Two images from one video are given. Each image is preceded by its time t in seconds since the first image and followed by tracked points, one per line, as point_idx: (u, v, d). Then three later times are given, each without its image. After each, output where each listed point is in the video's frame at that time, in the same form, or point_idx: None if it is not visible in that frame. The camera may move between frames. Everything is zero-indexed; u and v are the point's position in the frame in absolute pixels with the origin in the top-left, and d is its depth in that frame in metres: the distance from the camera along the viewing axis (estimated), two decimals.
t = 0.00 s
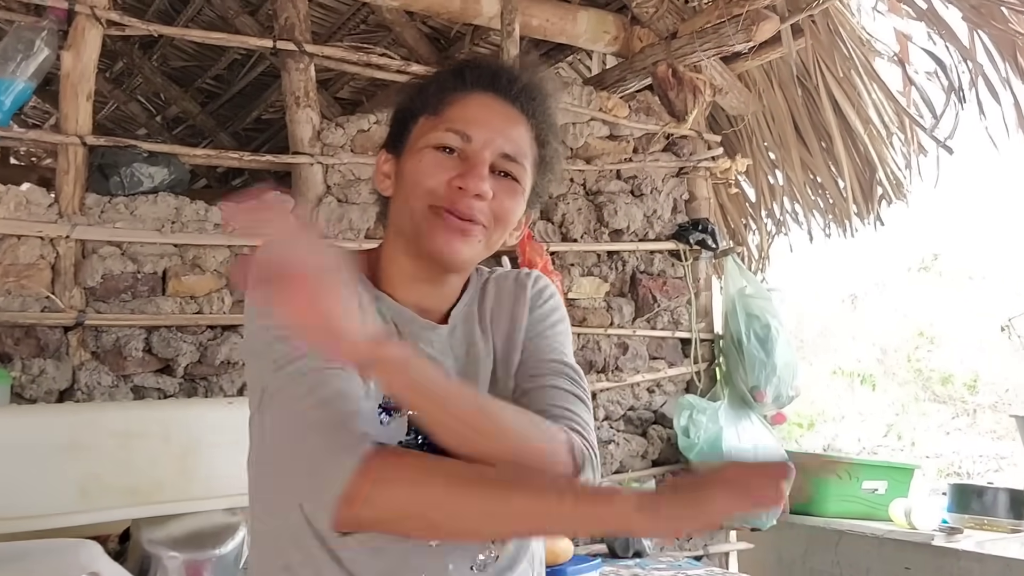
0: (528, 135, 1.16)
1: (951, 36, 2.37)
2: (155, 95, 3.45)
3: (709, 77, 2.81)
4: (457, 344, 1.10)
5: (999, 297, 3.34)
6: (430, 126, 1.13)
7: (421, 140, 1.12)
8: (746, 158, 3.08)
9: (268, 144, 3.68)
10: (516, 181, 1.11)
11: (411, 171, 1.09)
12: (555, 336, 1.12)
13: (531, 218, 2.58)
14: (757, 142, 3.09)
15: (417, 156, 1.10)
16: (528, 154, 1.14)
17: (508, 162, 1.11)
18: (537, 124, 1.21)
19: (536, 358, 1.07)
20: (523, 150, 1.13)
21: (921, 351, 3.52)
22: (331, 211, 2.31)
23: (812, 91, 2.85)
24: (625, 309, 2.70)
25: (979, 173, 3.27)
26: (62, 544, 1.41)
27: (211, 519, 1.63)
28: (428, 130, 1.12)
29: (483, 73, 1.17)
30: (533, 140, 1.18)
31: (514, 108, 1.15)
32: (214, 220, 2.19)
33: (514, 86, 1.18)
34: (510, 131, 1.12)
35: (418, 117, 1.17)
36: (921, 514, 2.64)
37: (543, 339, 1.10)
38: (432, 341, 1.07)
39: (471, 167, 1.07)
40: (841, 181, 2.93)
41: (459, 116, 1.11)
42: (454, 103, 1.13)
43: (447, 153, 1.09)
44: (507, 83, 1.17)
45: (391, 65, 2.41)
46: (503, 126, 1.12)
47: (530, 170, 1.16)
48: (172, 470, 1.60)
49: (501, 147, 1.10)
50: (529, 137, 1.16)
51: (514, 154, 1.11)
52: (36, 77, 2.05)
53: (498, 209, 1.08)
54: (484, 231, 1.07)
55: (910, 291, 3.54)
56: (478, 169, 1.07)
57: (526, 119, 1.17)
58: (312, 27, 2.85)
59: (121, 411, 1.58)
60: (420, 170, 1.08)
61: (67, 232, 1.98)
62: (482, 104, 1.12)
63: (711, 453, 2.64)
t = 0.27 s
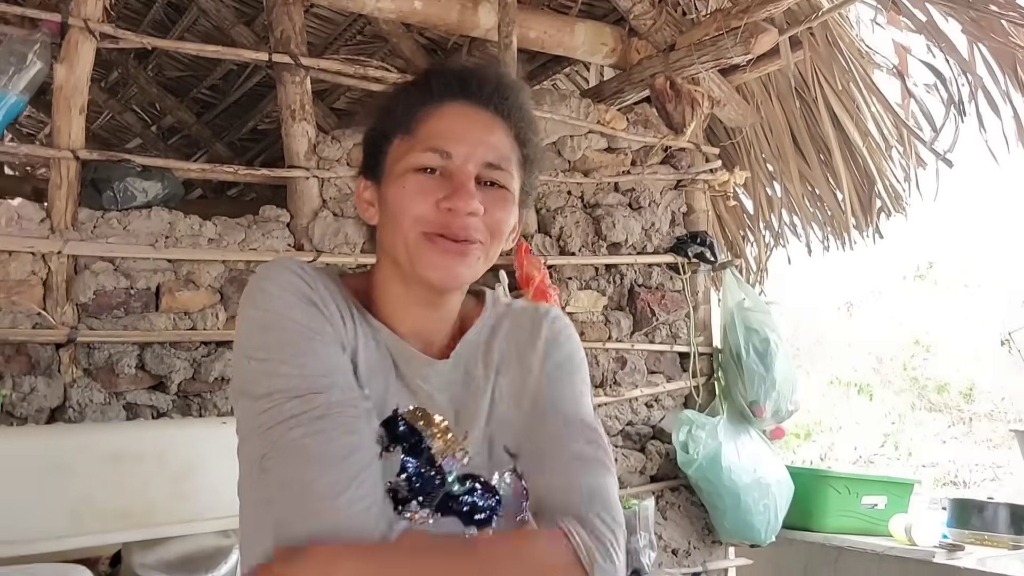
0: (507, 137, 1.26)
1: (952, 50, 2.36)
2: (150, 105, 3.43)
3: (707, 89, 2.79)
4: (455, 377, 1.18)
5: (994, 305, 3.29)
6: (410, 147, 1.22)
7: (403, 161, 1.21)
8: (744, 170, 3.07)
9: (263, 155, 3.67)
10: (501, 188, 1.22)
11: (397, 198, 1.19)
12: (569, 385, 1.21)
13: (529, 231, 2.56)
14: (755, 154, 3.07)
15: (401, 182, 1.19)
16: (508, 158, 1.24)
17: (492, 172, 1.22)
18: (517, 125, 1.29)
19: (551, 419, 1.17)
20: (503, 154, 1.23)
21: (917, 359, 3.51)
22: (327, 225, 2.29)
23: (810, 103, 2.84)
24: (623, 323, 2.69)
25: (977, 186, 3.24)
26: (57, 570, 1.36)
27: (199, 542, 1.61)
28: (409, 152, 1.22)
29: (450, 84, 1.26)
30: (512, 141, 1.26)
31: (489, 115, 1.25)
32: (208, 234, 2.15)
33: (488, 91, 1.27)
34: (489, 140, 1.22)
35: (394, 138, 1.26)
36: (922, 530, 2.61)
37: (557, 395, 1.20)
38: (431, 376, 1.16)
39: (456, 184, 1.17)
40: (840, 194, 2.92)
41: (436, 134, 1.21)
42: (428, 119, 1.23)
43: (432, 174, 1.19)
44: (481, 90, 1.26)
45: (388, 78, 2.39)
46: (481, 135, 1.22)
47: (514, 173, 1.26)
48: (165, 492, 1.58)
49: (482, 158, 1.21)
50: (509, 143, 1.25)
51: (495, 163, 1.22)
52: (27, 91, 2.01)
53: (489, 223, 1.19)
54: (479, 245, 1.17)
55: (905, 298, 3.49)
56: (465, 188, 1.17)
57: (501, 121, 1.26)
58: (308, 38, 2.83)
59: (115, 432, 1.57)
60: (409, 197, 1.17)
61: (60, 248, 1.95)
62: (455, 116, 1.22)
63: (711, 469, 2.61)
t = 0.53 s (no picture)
0: (476, 128, 1.29)
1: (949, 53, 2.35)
2: (144, 110, 3.40)
3: (704, 93, 2.78)
4: (471, 396, 1.25)
5: (990, 306, 3.26)
6: (378, 165, 1.26)
7: (376, 180, 1.25)
8: (742, 174, 3.05)
9: (258, 160, 3.65)
10: (480, 185, 1.27)
11: (380, 220, 1.23)
12: (582, 442, 1.34)
13: (525, 237, 2.54)
14: (753, 159, 3.07)
15: (379, 202, 1.24)
16: (479, 153, 1.28)
17: (468, 170, 1.26)
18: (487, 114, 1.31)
19: (569, 481, 1.30)
20: (475, 148, 1.27)
21: (912, 362, 3.49)
22: (322, 232, 2.26)
23: (808, 106, 2.83)
24: (621, 330, 2.66)
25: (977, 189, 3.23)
26: None
27: (195, 556, 1.56)
28: (380, 169, 1.25)
29: (400, 84, 1.27)
30: (483, 131, 1.30)
31: (455, 108, 1.28)
32: (201, 242, 2.13)
33: (442, 81, 1.28)
34: (458, 139, 1.26)
35: (360, 157, 1.28)
36: (923, 536, 2.64)
37: (570, 455, 1.32)
38: (446, 398, 1.22)
39: (434, 195, 1.22)
40: (838, 197, 2.90)
41: (399, 148, 1.24)
42: (387, 133, 1.25)
43: (408, 188, 1.23)
44: (435, 83, 1.28)
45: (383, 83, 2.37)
46: (449, 136, 1.26)
47: (491, 164, 1.30)
48: (156, 506, 1.55)
49: (455, 159, 1.25)
50: (479, 134, 1.29)
51: (469, 160, 1.26)
52: (18, 98, 2.00)
53: (478, 223, 1.25)
54: (471, 247, 1.23)
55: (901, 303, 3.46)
56: (444, 196, 1.22)
57: (466, 112, 1.29)
58: (303, 43, 2.81)
59: (106, 444, 1.54)
60: (390, 217, 1.22)
61: (51, 256, 1.92)
62: (416, 125, 1.25)
63: (710, 476, 2.59)
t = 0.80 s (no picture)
0: (469, 86, 1.27)
1: (956, 29, 2.32)
2: (141, 91, 3.37)
3: (708, 70, 2.72)
4: (495, 378, 1.23)
5: (990, 286, 3.25)
6: (374, 138, 1.24)
7: (374, 153, 1.23)
8: (746, 153, 3.02)
9: (257, 142, 3.61)
10: (480, 143, 1.24)
11: (383, 192, 1.21)
12: (608, 424, 1.34)
13: (528, 218, 2.51)
14: (757, 138, 3.04)
15: (381, 174, 1.22)
16: (474, 111, 1.25)
17: (467, 129, 1.24)
18: (481, 70, 1.29)
19: (597, 464, 1.31)
20: (470, 106, 1.25)
21: (911, 345, 3.49)
22: (323, 211, 2.23)
23: (812, 85, 2.81)
24: (624, 311, 2.64)
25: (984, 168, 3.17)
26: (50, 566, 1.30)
27: (199, 537, 1.52)
28: (376, 142, 1.23)
29: (388, 51, 1.26)
30: (477, 87, 1.28)
31: (445, 68, 1.26)
32: (201, 221, 2.10)
33: (429, 37, 1.28)
34: (451, 98, 1.24)
35: (358, 134, 1.28)
36: (926, 517, 2.65)
37: (598, 437, 1.32)
38: (467, 378, 1.20)
39: (434, 158, 1.20)
40: (841, 177, 2.88)
41: (394, 115, 1.22)
42: (381, 102, 1.24)
43: (407, 156, 1.21)
44: (421, 45, 1.27)
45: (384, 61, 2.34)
46: (441, 97, 1.24)
47: (489, 121, 1.28)
48: (158, 487, 1.52)
49: (451, 118, 1.23)
50: (473, 92, 1.27)
51: (465, 118, 1.24)
52: (14, 74, 1.95)
53: (483, 182, 1.22)
54: (479, 208, 1.21)
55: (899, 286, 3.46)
56: (444, 158, 1.20)
57: (457, 69, 1.27)
58: (302, 21, 2.78)
59: (107, 424, 1.51)
60: (392, 187, 1.20)
61: (49, 235, 1.90)
62: (406, 89, 1.23)
63: (712, 457, 2.59)
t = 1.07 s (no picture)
0: (458, 58, 1.20)
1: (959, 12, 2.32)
2: (140, 75, 3.36)
3: (710, 52, 2.75)
4: (513, 355, 1.19)
5: (993, 274, 3.27)
6: (371, 124, 1.19)
7: (373, 139, 1.19)
8: (748, 136, 3.02)
9: (257, 125, 3.60)
10: (479, 115, 1.18)
11: (387, 178, 1.17)
12: (620, 401, 1.26)
13: (529, 200, 2.51)
14: (758, 120, 3.04)
15: (382, 161, 1.17)
16: (469, 82, 1.19)
17: (462, 104, 1.18)
18: (470, 40, 1.22)
19: (607, 442, 1.24)
20: (463, 79, 1.19)
21: (910, 329, 3.50)
22: (325, 194, 2.24)
23: (814, 67, 2.82)
24: (625, 293, 2.66)
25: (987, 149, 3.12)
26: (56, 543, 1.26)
27: (204, 516, 1.53)
28: (373, 129, 1.18)
29: (373, 34, 1.19)
30: (467, 58, 1.21)
31: (431, 43, 1.19)
32: (204, 203, 2.11)
33: (411, 13, 1.20)
34: (441, 73, 1.17)
35: (355, 121, 1.23)
36: (927, 496, 2.63)
37: (609, 415, 1.25)
38: (485, 357, 1.16)
39: (433, 138, 1.14)
40: (842, 159, 2.88)
41: (387, 97, 1.17)
42: (373, 86, 1.18)
43: (406, 139, 1.16)
44: (405, 23, 1.19)
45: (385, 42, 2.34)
46: (431, 73, 1.17)
47: (486, 89, 1.21)
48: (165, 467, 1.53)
49: (445, 95, 1.17)
50: (463, 64, 1.20)
51: (459, 92, 1.18)
52: (17, 56, 1.94)
53: (485, 156, 1.16)
54: (485, 182, 1.15)
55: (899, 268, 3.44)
56: (442, 137, 1.14)
57: (443, 44, 1.20)
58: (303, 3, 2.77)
59: (113, 405, 1.51)
60: (395, 172, 1.15)
61: (53, 217, 1.90)
62: (397, 70, 1.17)
63: (715, 438, 2.60)
